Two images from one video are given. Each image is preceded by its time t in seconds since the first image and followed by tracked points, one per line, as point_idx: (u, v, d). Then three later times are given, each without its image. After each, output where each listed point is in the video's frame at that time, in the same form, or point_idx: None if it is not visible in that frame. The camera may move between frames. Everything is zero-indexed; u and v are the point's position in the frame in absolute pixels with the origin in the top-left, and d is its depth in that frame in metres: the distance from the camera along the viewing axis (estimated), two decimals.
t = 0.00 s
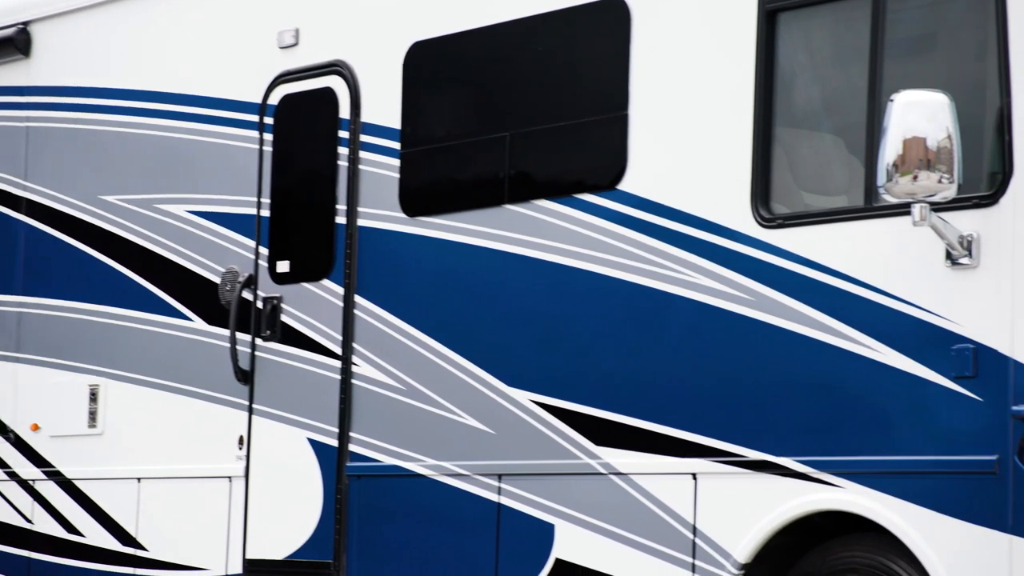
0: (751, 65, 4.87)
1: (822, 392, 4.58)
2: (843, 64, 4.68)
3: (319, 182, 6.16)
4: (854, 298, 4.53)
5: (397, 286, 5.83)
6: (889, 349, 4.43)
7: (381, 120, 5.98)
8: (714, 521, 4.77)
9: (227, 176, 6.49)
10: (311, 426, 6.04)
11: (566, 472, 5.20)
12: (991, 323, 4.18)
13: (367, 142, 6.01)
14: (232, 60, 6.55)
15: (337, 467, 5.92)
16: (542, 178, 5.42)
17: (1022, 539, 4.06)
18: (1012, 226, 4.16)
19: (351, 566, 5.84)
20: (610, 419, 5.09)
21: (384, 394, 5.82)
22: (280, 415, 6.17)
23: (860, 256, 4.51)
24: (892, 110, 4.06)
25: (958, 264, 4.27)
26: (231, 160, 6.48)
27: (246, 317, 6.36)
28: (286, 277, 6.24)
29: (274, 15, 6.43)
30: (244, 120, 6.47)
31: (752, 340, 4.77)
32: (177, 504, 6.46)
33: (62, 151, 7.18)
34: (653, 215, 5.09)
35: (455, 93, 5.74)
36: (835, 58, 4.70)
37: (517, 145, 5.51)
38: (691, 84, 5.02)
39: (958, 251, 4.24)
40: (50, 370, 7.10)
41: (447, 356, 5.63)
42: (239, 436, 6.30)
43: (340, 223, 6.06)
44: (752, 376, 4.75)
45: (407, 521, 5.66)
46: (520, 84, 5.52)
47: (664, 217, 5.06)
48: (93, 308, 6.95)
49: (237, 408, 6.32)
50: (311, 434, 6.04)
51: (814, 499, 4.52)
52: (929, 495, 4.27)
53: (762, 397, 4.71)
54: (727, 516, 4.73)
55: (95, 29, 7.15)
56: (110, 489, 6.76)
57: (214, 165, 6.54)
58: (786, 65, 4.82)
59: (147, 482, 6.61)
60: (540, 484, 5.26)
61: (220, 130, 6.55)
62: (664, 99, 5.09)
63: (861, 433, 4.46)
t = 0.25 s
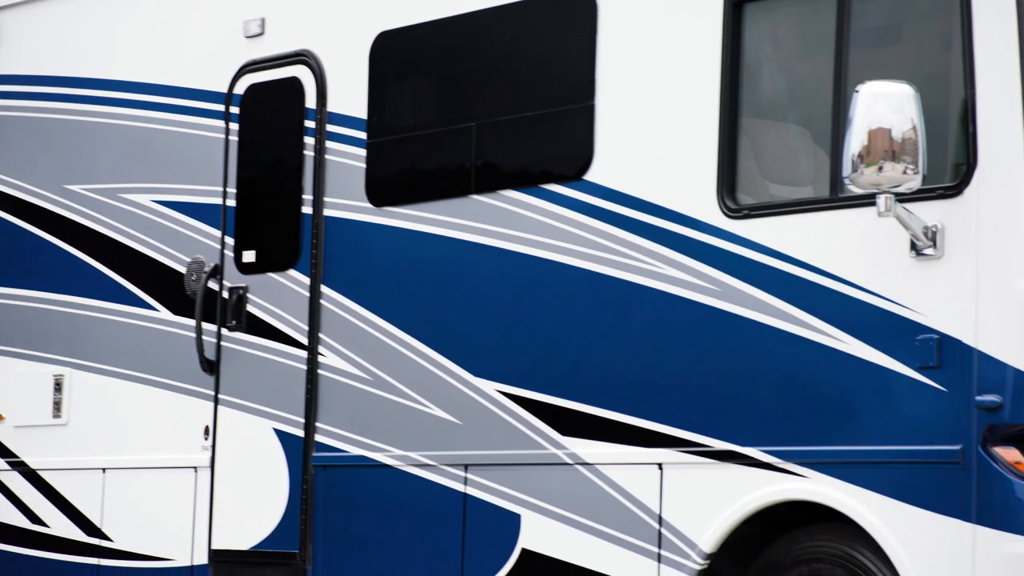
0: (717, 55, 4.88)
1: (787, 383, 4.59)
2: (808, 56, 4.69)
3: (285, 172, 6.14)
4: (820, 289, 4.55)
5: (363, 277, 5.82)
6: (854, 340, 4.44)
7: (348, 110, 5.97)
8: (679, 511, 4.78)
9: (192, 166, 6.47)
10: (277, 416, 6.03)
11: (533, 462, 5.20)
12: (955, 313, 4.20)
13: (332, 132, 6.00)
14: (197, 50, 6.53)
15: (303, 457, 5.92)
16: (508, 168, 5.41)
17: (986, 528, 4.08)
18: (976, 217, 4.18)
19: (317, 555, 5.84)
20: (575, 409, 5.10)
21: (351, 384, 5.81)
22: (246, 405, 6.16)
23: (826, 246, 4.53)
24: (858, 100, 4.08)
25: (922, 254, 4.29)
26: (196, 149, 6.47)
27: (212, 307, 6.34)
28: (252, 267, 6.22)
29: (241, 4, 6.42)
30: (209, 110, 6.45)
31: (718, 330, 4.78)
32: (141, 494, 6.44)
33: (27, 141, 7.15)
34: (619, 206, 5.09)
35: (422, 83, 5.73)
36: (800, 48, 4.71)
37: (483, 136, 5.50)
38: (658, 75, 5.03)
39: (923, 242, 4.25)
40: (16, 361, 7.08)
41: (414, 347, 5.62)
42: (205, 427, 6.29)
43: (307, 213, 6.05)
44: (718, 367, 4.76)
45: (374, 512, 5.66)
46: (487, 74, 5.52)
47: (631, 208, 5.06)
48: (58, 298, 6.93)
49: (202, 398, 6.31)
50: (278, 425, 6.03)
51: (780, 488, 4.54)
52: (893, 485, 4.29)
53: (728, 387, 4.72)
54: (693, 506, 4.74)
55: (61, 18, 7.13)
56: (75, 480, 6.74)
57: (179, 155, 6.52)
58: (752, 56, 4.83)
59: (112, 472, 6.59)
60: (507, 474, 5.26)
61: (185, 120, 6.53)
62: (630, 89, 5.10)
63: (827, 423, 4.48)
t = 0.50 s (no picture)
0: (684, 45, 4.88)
1: (754, 372, 4.60)
2: (774, 46, 4.69)
3: (251, 161, 6.13)
4: (786, 279, 4.56)
5: (330, 266, 5.81)
6: (820, 330, 4.46)
7: (314, 99, 5.96)
8: (644, 500, 4.78)
9: (157, 154, 6.45)
10: (243, 406, 6.03)
11: (500, 453, 5.21)
12: (919, 303, 4.22)
13: (298, 121, 5.99)
14: (162, 38, 6.51)
15: (269, 447, 5.91)
16: (475, 158, 5.41)
17: (948, 517, 4.09)
18: (941, 207, 4.19)
19: (282, 544, 5.83)
20: (542, 399, 5.10)
21: (317, 374, 5.81)
22: (212, 395, 6.15)
23: (792, 237, 4.54)
24: (824, 91, 4.09)
25: (888, 245, 4.30)
26: (162, 138, 6.44)
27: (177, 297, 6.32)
28: (218, 256, 6.20)
29: None
30: (175, 98, 6.43)
31: (684, 320, 4.78)
32: (106, 484, 6.43)
33: None
34: (586, 196, 5.10)
35: (388, 72, 5.72)
36: (766, 37, 4.71)
37: (450, 125, 5.50)
38: (625, 65, 5.03)
39: (888, 232, 4.27)
40: None
41: (380, 337, 5.61)
42: (170, 417, 6.28)
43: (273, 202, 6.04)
44: (685, 356, 4.77)
45: (341, 502, 5.66)
46: (453, 63, 5.52)
47: (598, 198, 5.06)
48: (24, 287, 6.92)
49: (168, 388, 6.30)
50: (244, 415, 6.02)
51: (745, 478, 4.55)
52: (857, 474, 4.30)
53: (695, 377, 4.73)
54: (658, 496, 4.75)
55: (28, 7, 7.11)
56: (40, 470, 6.73)
57: (144, 144, 6.49)
58: (719, 46, 4.83)
59: (77, 462, 6.58)
60: (473, 464, 5.26)
61: (151, 108, 6.51)
62: (597, 80, 5.10)
63: (793, 413, 4.49)
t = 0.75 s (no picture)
0: (650, 36, 4.89)
1: (720, 363, 4.61)
2: (740, 37, 4.69)
3: (217, 151, 6.11)
4: (752, 270, 4.57)
5: (296, 257, 5.80)
6: (786, 320, 4.47)
7: (280, 88, 5.94)
8: (610, 491, 4.79)
9: (122, 144, 6.43)
10: (209, 396, 6.02)
11: (466, 443, 5.21)
12: (884, 293, 4.23)
13: (265, 111, 5.98)
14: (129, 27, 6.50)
15: (235, 438, 5.90)
16: (442, 149, 5.41)
17: (911, 507, 4.10)
18: (905, 198, 4.21)
19: (248, 535, 5.82)
20: (508, 389, 5.11)
21: (283, 364, 5.80)
22: (178, 385, 6.13)
23: (758, 228, 4.55)
24: (790, 82, 4.10)
25: (853, 236, 4.31)
26: (127, 128, 6.43)
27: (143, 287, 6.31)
28: (184, 247, 6.19)
29: None
30: (141, 88, 6.41)
31: (651, 310, 4.79)
32: (72, 475, 6.41)
33: None
34: (553, 186, 5.10)
35: (355, 62, 5.71)
36: (731, 29, 4.72)
37: (417, 116, 5.49)
38: (590, 52, 5.04)
39: (853, 223, 4.28)
40: None
41: (347, 327, 5.61)
42: (135, 407, 6.26)
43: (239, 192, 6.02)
44: (652, 347, 4.77)
45: (307, 492, 5.65)
46: (420, 54, 5.51)
47: (565, 189, 5.06)
48: None
49: (134, 378, 6.28)
50: (210, 405, 6.01)
51: (712, 468, 4.56)
52: (823, 464, 4.32)
53: (660, 367, 4.74)
54: (624, 486, 4.76)
55: None
56: (9, 461, 6.73)
57: (110, 134, 6.48)
58: (685, 37, 4.83)
59: (43, 453, 6.57)
60: (440, 454, 5.26)
61: (116, 98, 6.49)
62: (564, 70, 5.11)
63: (759, 404, 4.50)
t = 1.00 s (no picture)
0: (617, 27, 4.89)
1: (687, 353, 4.62)
2: (706, 27, 4.69)
3: (182, 140, 6.09)
4: (719, 260, 4.58)
5: (262, 247, 5.79)
6: (753, 311, 4.48)
7: (246, 78, 5.93)
8: (577, 481, 4.80)
9: (88, 133, 6.41)
10: (175, 387, 6.00)
11: (433, 433, 5.21)
12: (850, 284, 4.25)
13: (231, 100, 5.96)
14: (95, 16, 6.48)
15: (201, 428, 5.89)
16: (409, 139, 5.40)
17: (876, 496, 4.12)
18: (871, 189, 4.22)
19: (215, 526, 5.81)
20: (475, 379, 5.11)
21: (250, 354, 5.79)
22: (144, 375, 6.12)
23: (725, 219, 4.56)
24: (756, 73, 4.12)
25: (819, 226, 4.32)
26: (93, 117, 6.41)
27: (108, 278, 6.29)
28: (150, 237, 6.17)
29: None
30: (107, 78, 6.40)
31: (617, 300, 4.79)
32: (37, 465, 6.40)
33: None
34: (520, 177, 5.10)
35: (322, 52, 5.70)
36: (699, 19, 4.72)
37: (384, 106, 5.48)
38: (557, 42, 5.04)
39: (820, 214, 4.29)
40: None
41: (314, 318, 5.60)
42: (101, 397, 6.25)
43: (205, 182, 6.00)
44: (619, 337, 4.78)
45: (274, 482, 5.64)
46: (387, 44, 5.51)
47: (532, 179, 5.06)
48: None
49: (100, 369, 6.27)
50: (176, 395, 6.00)
51: (678, 458, 4.57)
52: (788, 454, 4.33)
53: (627, 358, 4.75)
54: (590, 476, 4.76)
55: None
56: None
57: (76, 123, 6.46)
58: (652, 28, 4.83)
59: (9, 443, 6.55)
60: (407, 444, 5.26)
61: (82, 87, 6.47)
62: (531, 60, 5.11)
63: (725, 394, 4.51)
